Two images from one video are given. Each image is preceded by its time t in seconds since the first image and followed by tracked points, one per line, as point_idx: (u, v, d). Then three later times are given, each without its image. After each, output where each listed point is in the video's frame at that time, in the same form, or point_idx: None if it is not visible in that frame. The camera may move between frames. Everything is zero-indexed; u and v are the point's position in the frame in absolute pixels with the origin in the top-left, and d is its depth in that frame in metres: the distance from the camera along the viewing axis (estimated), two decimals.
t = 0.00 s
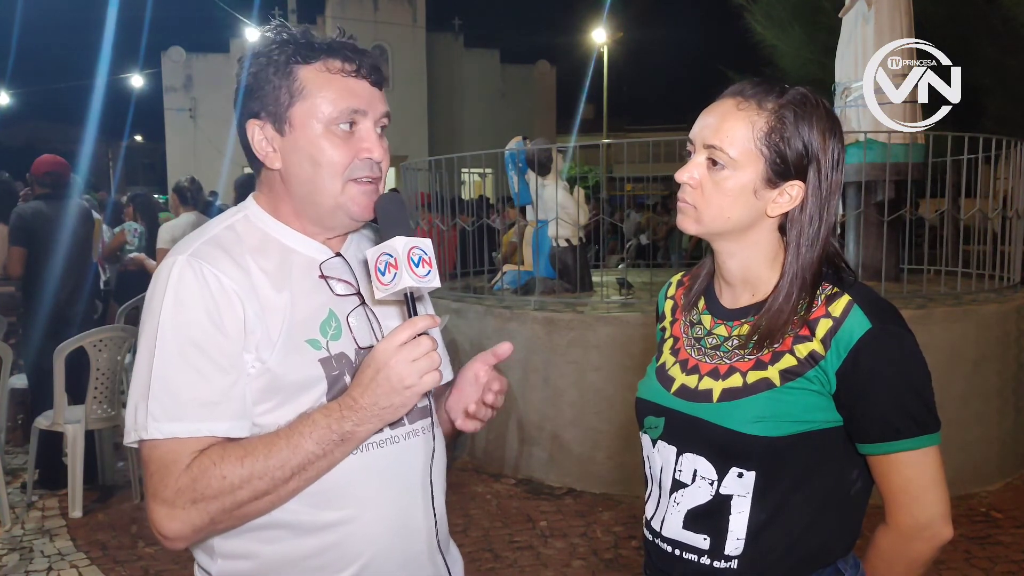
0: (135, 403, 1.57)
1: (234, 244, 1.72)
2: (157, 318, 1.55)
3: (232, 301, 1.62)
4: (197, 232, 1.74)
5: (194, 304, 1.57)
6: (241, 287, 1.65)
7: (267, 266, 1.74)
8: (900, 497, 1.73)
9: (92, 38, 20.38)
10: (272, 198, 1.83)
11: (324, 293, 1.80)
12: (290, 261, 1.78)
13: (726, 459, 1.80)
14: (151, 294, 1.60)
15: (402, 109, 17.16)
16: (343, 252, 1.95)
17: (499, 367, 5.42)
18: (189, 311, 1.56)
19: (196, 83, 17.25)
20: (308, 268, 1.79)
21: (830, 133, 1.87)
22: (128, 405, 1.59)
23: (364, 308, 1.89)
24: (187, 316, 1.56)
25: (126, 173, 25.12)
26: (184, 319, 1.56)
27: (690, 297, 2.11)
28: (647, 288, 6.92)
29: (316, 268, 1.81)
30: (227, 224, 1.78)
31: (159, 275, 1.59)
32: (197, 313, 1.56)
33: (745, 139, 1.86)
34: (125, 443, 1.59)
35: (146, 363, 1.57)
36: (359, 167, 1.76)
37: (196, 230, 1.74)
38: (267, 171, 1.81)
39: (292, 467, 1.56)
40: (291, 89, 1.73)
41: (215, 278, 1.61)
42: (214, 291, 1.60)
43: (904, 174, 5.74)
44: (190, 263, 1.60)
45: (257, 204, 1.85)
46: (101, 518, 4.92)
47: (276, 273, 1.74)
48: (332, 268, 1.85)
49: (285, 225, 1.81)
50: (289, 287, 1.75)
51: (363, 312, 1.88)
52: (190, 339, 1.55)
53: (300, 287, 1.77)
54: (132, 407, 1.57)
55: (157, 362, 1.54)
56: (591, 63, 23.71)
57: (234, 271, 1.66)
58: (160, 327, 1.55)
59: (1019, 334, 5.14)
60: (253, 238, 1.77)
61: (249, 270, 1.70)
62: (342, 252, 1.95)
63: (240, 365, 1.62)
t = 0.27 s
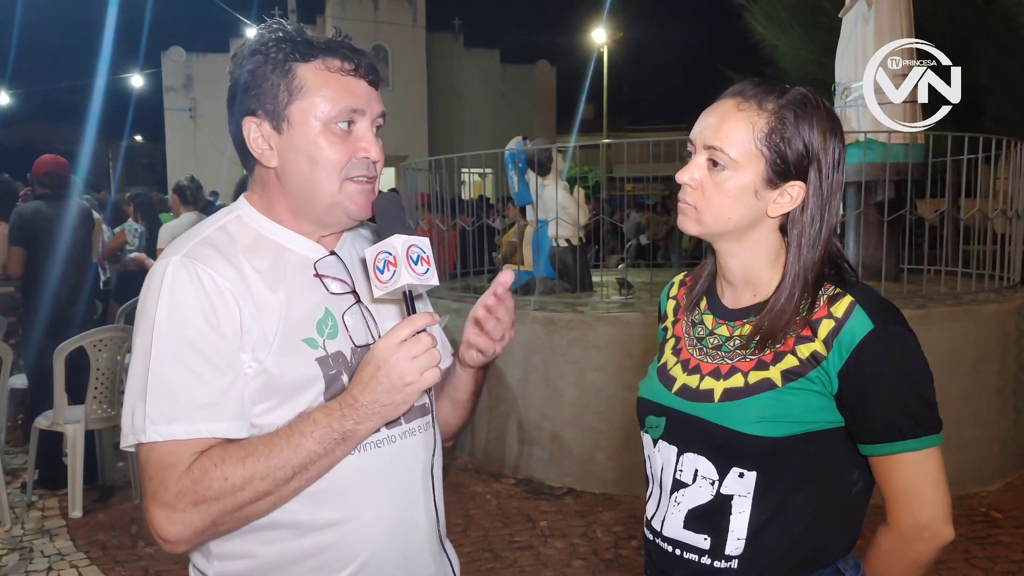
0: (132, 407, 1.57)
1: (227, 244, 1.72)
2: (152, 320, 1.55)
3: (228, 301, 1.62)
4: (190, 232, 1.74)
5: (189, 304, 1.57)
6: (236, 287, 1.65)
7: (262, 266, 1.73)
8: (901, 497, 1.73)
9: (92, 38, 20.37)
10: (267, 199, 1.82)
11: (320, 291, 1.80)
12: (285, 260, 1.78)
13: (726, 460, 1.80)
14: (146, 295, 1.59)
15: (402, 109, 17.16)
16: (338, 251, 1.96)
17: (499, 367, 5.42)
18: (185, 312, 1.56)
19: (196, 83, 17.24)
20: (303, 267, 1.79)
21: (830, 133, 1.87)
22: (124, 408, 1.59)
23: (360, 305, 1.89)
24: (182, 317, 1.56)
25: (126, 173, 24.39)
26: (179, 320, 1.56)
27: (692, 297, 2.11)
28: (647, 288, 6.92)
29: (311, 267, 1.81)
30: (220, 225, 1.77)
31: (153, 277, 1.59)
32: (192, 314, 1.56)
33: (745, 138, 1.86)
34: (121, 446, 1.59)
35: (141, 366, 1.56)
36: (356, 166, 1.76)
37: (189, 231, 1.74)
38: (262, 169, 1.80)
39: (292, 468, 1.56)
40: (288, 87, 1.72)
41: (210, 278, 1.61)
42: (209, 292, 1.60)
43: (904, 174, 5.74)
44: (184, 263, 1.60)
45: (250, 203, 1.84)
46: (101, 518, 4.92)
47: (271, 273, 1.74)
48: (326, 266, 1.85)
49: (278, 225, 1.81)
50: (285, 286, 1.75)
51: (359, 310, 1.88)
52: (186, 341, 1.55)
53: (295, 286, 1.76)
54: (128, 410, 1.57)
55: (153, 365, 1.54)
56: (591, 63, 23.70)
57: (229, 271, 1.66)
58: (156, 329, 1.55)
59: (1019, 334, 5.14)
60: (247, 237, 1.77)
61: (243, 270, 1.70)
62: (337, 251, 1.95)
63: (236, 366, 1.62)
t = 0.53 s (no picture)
0: (127, 411, 1.57)
1: (224, 246, 1.72)
2: (148, 324, 1.55)
3: (224, 305, 1.62)
4: (185, 235, 1.74)
5: (185, 308, 1.56)
6: (232, 290, 1.65)
7: (258, 268, 1.73)
8: (903, 497, 1.73)
9: (93, 38, 20.37)
10: (264, 200, 1.82)
11: (316, 293, 1.80)
12: (281, 262, 1.77)
13: (726, 461, 1.80)
14: (141, 299, 1.59)
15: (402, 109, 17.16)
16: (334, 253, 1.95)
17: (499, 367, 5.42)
18: (181, 316, 1.56)
19: (196, 82, 17.24)
20: (300, 269, 1.79)
21: (831, 134, 1.86)
22: (120, 412, 1.59)
23: (357, 308, 1.89)
24: (179, 321, 1.56)
25: (126, 173, 24.53)
26: (175, 323, 1.55)
27: (693, 297, 2.11)
28: (647, 288, 6.92)
29: (307, 269, 1.81)
30: (216, 226, 1.77)
31: (149, 281, 1.59)
32: (189, 318, 1.56)
33: (746, 138, 1.86)
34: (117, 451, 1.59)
35: (137, 370, 1.56)
36: (356, 169, 1.76)
37: (184, 233, 1.73)
38: (260, 170, 1.79)
39: (289, 472, 1.57)
40: (289, 89, 1.72)
41: (206, 281, 1.61)
42: (205, 295, 1.60)
43: (904, 174, 5.74)
44: (179, 266, 1.60)
45: (246, 204, 1.84)
46: (101, 518, 4.92)
47: (267, 275, 1.73)
48: (323, 268, 1.84)
49: (275, 226, 1.81)
50: (281, 288, 1.75)
51: (356, 312, 1.89)
52: (182, 345, 1.55)
53: (291, 288, 1.76)
54: (124, 414, 1.56)
55: (149, 370, 1.54)
56: (591, 62, 23.70)
57: (225, 274, 1.66)
58: (152, 333, 1.55)
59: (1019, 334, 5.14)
60: (243, 239, 1.77)
61: (239, 272, 1.70)
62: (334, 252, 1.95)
63: (233, 369, 1.62)
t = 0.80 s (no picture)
0: (131, 415, 1.57)
1: (225, 248, 1.72)
2: (152, 327, 1.55)
3: (227, 307, 1.62)
4: (186, 236, 1.74)
5: (188, 310, 1.57)
6: (234, 291, 1.65)
7: (260, 270, 1.73)
8: (903, 497, 1.73)
9: (93, 38, 20.36)
10: (264, 200, 1.82)
11: (319, 294, 1.80)
12: (283, 264, 1.77)
13: (728, 461, 1.80)
14: (143, 302, 1.59)
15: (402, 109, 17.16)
16: (334, 253, 1.95)
17: (499, 367, 5.42)
18: (184, 319, 1.56)
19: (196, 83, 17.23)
20: (301, 270, 1.79)
21: (831, 136, 1.86)
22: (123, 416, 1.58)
23: (357, 308, 1.90)
24: (182, 324, 1.56)
25: (126, 173, 24.54)
26: (179, 326, 1.55)
27: (693, 297, 2.11)
28: (647, 287, 6.92)
29: (309, 270, 1.81)
30: (217, 228, 1.77)
31: (150, 283, 1.59)
32: (192, 320, 1.56)
33: (745, 138, 1.86)
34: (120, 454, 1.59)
35: (141, 373, 1.56)
36: (356, 171, 1.76)
37: (185, 235, 1.73)
38: (260, 168, 1.79)
39: (294, 473, 1.57)
40: (292, 89, 1.72)
41: (209, 283, 1.61)
42: (208, 298, 1.60)
43: (904, 174, 5.74)
44: (182, 269, 1.60)
45: (245, 205, 1.84)
46: (101, 518, 4.92)
47: (269, 276, 1.73)
48: (324, 269, 1.85)
49: (276, 226, 1.81)
50: (284, 289, 1.75)
51: (357, 313, 1.89)
52: (185, 348, 1.55)
53: (294, 289, 1.76)
54: (127, 417, 1.57)
55: (153, 373, 1.54)
56: (591, 62, 23.70)
57: (227, 276, 1.66)
58: (156, 336, 1.54)
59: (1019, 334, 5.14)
60: (244, 240, 1.77)
61: (242, 274, 1.70)
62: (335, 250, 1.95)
63: (236, 372, 1.61)
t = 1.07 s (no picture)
0: (135, 414, 1.57)
1: (228, 248, 1.72)
2: (155, 327, 1.55)
3: (231, 307, 1.62)
4: (188, 236, 1.73)
5: (192, 310, 1.57)
6: (237, 291, 1.65)
7: (263, 269, 1.73)
8: (904, 497, 1.73)
9: (93, 37, 20.36)
10: (267, 200, 1.82)
11: (321, 294, 1.81)
12: (286, 264, 1.77)
13: (729, 460, 1.80)
14: (146, 301, 1.59)
15: (402, 109, 17.16)
16: (336, 254, 1.96)
17: (499, 367, 5.42)
18: (188, 319, 1.56)
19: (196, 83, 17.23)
20: (304, 270, 1.79)
21: (828, 132, 1.86)
22: (126, 415, 1.58)
23: (359, 309, 1.90)
24: (186, 324, 1.56)
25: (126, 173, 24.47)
26: (182, 325, 1.55)
27: (695, 297, 2.11)
28: (647, 287, 6.92)
29: (311, 270, 1.81)
30: (219, 227, 1.77)
31: (153, 283, 1.59)
32: (196, 320, 1.56)
33: (741, 143, 1.86)
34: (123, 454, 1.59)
35: (144, 373, 1.56)
36: (359, 172, 1.76)
37: (187, 234, 1.73)
38: (264, 169, 1.79)
39: (299, 473, 1.57)
40: (296, 90, 1.72)
41: (212, 283, 1.61)
42: (212, 298, 1.60)
43: (904, 174, 5.74)
44: (185, 268, 1.60)
45: (247, 205, 1.84)
46: (101, 518, 4.92)
47: (271, 276, 1.73)
48: (326, 269, 1.85)
49: (278, 227, 1.81)
50: (286, 289, 1.75)
51: (359, 313, 1.89)
52: (189, 348, 1.55)
53: (296, 289, 1.76)
54: (130, 417, 1.56)
55: (156, 373, 1.54)
56: (591, 63, 23.70)
57: (230, 275, 1.66)
58: (159, 336, 1.54)
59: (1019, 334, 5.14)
60: (246, 240, 1.77)
61: (245, 274, 1.69)
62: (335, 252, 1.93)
63: (240, 372, 1.62)
